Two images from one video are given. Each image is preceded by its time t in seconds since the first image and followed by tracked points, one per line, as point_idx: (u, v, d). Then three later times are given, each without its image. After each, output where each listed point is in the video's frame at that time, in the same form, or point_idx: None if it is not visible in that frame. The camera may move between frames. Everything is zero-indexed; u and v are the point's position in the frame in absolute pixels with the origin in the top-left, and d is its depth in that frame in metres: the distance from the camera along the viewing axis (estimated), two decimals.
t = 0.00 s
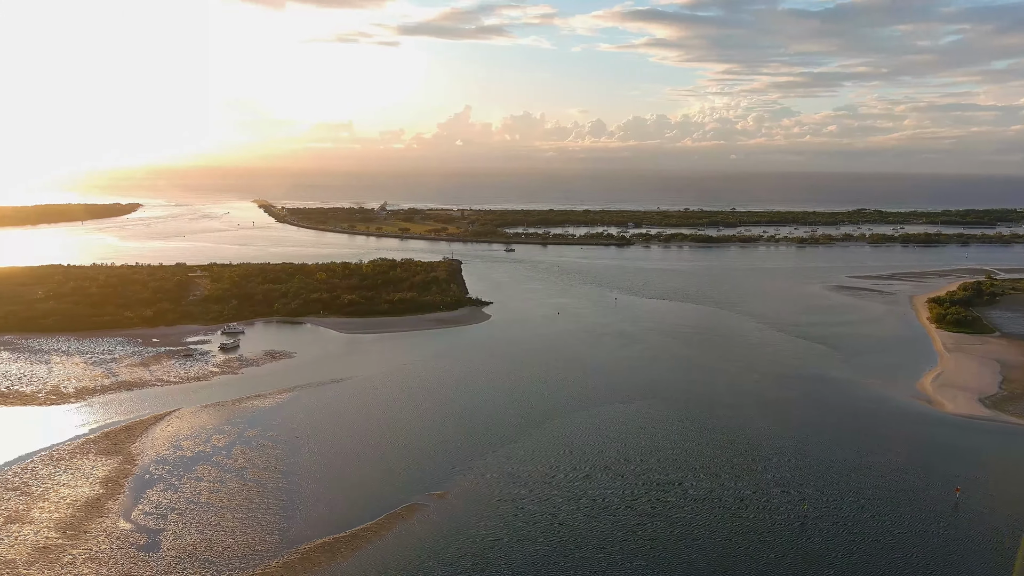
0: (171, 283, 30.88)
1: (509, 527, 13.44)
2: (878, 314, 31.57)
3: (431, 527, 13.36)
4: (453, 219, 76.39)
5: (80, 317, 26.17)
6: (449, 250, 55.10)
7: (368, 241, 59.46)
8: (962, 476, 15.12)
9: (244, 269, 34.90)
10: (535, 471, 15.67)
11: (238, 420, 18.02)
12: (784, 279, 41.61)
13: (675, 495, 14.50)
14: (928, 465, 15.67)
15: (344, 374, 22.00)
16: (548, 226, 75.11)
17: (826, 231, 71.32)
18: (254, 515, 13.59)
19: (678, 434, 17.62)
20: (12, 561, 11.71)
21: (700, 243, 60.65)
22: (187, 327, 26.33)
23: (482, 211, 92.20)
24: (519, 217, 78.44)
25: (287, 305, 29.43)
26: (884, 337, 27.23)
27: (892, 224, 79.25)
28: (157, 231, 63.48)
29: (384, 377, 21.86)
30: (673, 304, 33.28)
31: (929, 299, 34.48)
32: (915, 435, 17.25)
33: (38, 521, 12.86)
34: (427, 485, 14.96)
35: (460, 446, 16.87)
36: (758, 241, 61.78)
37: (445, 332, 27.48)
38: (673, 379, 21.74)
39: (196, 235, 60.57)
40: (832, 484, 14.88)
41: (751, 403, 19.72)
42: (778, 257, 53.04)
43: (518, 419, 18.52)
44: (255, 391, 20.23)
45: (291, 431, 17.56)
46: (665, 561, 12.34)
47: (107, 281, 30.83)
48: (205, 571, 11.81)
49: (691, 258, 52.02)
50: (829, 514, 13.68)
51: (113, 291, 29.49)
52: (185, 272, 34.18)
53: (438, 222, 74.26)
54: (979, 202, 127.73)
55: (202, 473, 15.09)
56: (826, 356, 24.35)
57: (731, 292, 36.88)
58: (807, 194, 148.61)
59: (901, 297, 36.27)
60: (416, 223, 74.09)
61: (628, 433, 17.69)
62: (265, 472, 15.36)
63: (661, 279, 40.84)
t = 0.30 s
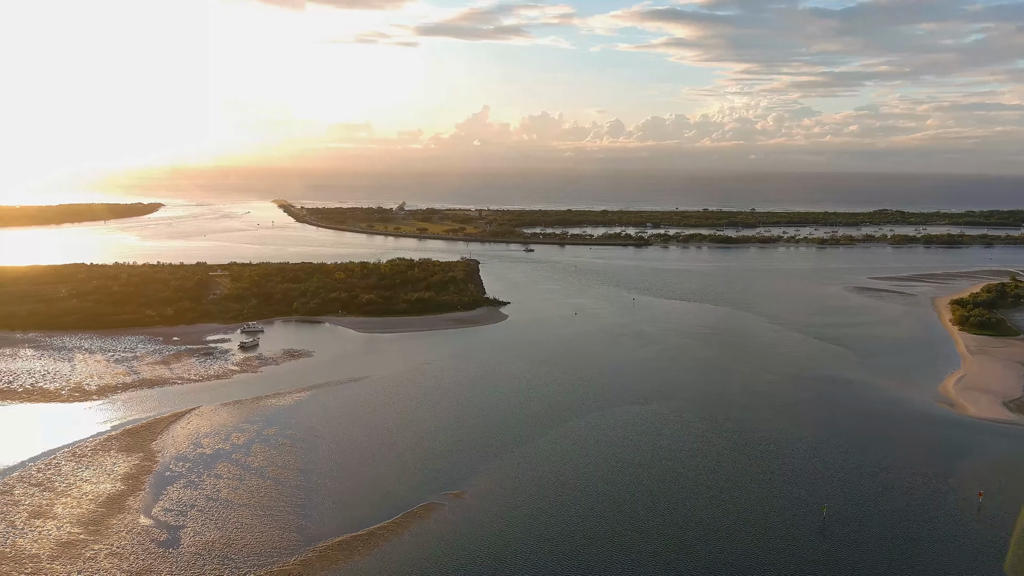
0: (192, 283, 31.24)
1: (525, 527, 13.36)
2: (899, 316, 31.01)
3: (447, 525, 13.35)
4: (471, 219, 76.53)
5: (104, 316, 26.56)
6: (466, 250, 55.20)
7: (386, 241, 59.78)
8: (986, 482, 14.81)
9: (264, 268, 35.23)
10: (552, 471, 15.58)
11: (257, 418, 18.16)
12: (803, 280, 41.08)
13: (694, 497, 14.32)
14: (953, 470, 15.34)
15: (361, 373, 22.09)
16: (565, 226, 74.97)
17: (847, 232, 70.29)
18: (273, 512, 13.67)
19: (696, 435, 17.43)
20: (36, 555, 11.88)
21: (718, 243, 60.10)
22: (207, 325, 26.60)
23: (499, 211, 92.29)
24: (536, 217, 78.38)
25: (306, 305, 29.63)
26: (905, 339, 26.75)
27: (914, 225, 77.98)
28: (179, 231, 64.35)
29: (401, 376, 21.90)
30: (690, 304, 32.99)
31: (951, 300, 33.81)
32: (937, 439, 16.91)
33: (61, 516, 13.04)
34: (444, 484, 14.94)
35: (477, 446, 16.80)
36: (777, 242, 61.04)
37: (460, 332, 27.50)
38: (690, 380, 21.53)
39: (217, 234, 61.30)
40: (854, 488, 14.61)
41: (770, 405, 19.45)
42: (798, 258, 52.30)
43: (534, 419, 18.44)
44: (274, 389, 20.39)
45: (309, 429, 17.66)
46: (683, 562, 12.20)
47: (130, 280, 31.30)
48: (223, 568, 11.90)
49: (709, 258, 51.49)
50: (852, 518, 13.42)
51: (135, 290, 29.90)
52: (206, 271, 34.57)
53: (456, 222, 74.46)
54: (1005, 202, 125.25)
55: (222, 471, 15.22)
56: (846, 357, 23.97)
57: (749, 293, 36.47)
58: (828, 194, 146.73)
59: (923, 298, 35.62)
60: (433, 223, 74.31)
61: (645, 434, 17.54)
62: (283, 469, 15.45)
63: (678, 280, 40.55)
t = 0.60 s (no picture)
0: (212, 282, 31.58)
1: (542, 528, 13.26)
2: (923, 317, 30.43)
3: (465, 525, 13.30)
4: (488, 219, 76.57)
5: (127, 314, 26.94)
6: (483, 250, 55.23)
7: (404, 241, 60.02)
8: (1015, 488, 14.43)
9: (284, 268, 35.53)
10: (571, 472, 15.46)
11: (277, 417, 18.27)
12: (824, 281, 40.50)
13: (715, 499, 14.12)
14: (979, 475, 14.98)
15: (379, 372, 22.16)
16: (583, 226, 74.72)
17: (870, 233, 69.26)
18: (291, 510, 13.72)
19: (716, 437, 17.20)
20: (60, 550, 12.03)
21: (738, 244, 59.49)
22: (227, 324, 26.85)
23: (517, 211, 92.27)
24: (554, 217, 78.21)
25: (325, 304, 29.82)
26: (929, 340, 26.24)
27: (939, 225, 76.58)
28: (201, 230, 65.19)
29: (418, 375, 21.94)
30: (709, 305, 32.67)
31: (976, 302, 33.08)
32: (962, 443, 16.53)
33: (84, 512, 13.20)
34: (461, 484, 14.90)
35: (495, 446, 16.74)
36: (797, 242, 60.21)
37: (477, 332, 27.50)
38: (709, 381, 21.30)
39: (238, 234, 62.02)
40: (879, 493, 14.32)
41: (791, 407, 19.15)
42: (819, 259, 51.50)
43: (552, 420, 18.34)
44: (294, 388, 20.51)
45: (327, 428, 17.74)
46: (703, 566, 12.02)
47: (153, 279, 31.72)
48: (243, 565, 11.96)
49: (729, 259, 50.92)
50: (877, 523, 13.15)
51: (158, 289, 30.31)
52: (226, 270, 34.92)
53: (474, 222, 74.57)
54: None
55: (242, 468, 15.33)
56: (868, 359, 23.56)
57: (769, 294, 36.02)
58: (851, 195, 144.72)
59: (947, 300, 34.92)
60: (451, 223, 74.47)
61: (664, 435, 17.35)
62: (302, 467, 15.52)
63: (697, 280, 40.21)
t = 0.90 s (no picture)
0: (233, 280, 31.91)
1: (559, 528, 13.17)
2: (947, 319, 29.84)
3: (481, 524, 13.26)
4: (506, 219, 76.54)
5: (149, 312, 27.32)
6: (501, 250, 55.23)
7: (422, 241, 60.21)
8: None
9: (303, 267, 35.80)
10: (589, 473, 15.34)
11: (295, 415, 18.38)
12: (846, 283, 39.92)
13: (736, 502, 13.92)
14: (1006, 480, 14.62)
15: (397, 372, 22.20)
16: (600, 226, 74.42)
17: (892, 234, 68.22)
18: (309, 508, 13.78)
19: (736, 439, 16.97)
20: (82, 544, 12.20)
21: (758, 244, 58.84)
22: (247, 323, 27.12)
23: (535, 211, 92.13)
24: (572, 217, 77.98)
25: (344, 303, 29.98)
26: (953, 342, 25.74)
27: (964, 226, 75.17)
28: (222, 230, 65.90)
29: (436, 375, 21.96)
30: (728, 306, 32.33)
31: (1001, 304, 32.42)
32: (988, 448, 16.16)
33: (106, 508, 13.39)
34: (479, 483, 14.86)
35: (512, 446, 16.67)
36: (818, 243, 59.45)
37: (494, 332, 27.47)
38: (728, 383, 21.03)
39: (258, 234, 62.64)
40: (904, 498, 14.04)
41: (812, 409, 18.85)
42: (840, 260, 50.81)
43: (569, 420, 18.23)
44: (312, 387, 20.63)
45: (345, 426, 17.81)
46: (721, 569, 11.86)
47: (175, 278, 32.13)
48: (262, 561, 12.04)
49: (749, 259, 50.38)
50: (902, 527, 12.90)
51: (179, 287, 30.68)
52: (246, 269, 35.28)
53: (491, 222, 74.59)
54: None
55: (261, 466, 15.44)
56: (890, 361, 23.15)
57: (790, 295, 35.57)
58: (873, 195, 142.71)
59: (972, 301, 34.23)
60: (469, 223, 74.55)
61: (682, 437, 17.16)
62: (320, 466, 15.59)
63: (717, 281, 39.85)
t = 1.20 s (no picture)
0: (257, 279, 32.31)
1: (581, 529, 13.04)
2: (979, 322, 29.09)
3: (503, 524, 13.18)
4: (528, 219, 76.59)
5: (176, 310, 27.77)
6: (523, 250, 55.23)
7: (444, 241, 60.49)
8: None
9: (328, 266, 36.14)
10: (612, 474, 15.17)
11: (318, 413, 18.48)
12: (873, 284, 39.18)
13: (762, 507, 13.66)
14: None
15: (420, 371, 22.24)
16: (623, 227, 74.08)
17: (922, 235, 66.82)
18: (331, 506, 13.83)
19: (762, 442, 16.68)
20: (109, 539, 12.38)
21: (783, 245, 58.05)
22: (271, 321, 27.44)
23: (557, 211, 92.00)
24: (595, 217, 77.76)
25: (367, 302, 30.17)
26: (985, 345, 25.08)
27: (997, 228, 73.32)
28: (249, 229, 66.85)
29: (459, 374, 21.98)
30: (752, 307, 31.89)
31: None
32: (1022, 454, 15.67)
33: (133, 503, 13.58)
34: (500, 483, 14.79)
35: (534, 446, 16.57)
36: (846, 244, 58.33)
37: (516, 332, 27.41)
38: (753, 385, 20.70)
39: (283, 233, 63.47)
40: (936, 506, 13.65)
41: (840, 412, 18.47)
42: (867, 262, 49.81)
43: (591, 421, 18.07)
44: (336, 385, 20.75)
45: (368, 425, 17.87)
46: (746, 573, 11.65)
47: (202, 277, 32.63)
48: (284, 559, 12.09)
49: (774, 260, 49.68)
50: (935, 536, 12.55)
51: (206, 286, 31.15)
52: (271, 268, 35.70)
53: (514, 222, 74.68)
54: None
55: (285, 463, 15.55)
56: (920, 364, 22.62)
57: (815, 296, 34.99)
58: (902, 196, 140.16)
59: (1005, 304, 33.35)
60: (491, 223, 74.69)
61: (707, 439, 16.94)
62: (343, 464, 15.64)
63: (741, 282, 39.38)
